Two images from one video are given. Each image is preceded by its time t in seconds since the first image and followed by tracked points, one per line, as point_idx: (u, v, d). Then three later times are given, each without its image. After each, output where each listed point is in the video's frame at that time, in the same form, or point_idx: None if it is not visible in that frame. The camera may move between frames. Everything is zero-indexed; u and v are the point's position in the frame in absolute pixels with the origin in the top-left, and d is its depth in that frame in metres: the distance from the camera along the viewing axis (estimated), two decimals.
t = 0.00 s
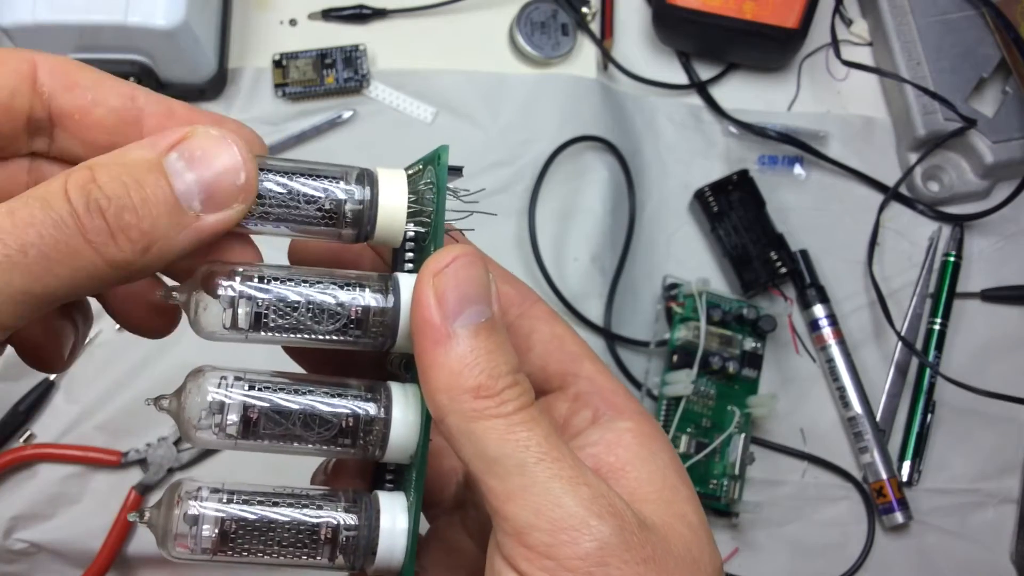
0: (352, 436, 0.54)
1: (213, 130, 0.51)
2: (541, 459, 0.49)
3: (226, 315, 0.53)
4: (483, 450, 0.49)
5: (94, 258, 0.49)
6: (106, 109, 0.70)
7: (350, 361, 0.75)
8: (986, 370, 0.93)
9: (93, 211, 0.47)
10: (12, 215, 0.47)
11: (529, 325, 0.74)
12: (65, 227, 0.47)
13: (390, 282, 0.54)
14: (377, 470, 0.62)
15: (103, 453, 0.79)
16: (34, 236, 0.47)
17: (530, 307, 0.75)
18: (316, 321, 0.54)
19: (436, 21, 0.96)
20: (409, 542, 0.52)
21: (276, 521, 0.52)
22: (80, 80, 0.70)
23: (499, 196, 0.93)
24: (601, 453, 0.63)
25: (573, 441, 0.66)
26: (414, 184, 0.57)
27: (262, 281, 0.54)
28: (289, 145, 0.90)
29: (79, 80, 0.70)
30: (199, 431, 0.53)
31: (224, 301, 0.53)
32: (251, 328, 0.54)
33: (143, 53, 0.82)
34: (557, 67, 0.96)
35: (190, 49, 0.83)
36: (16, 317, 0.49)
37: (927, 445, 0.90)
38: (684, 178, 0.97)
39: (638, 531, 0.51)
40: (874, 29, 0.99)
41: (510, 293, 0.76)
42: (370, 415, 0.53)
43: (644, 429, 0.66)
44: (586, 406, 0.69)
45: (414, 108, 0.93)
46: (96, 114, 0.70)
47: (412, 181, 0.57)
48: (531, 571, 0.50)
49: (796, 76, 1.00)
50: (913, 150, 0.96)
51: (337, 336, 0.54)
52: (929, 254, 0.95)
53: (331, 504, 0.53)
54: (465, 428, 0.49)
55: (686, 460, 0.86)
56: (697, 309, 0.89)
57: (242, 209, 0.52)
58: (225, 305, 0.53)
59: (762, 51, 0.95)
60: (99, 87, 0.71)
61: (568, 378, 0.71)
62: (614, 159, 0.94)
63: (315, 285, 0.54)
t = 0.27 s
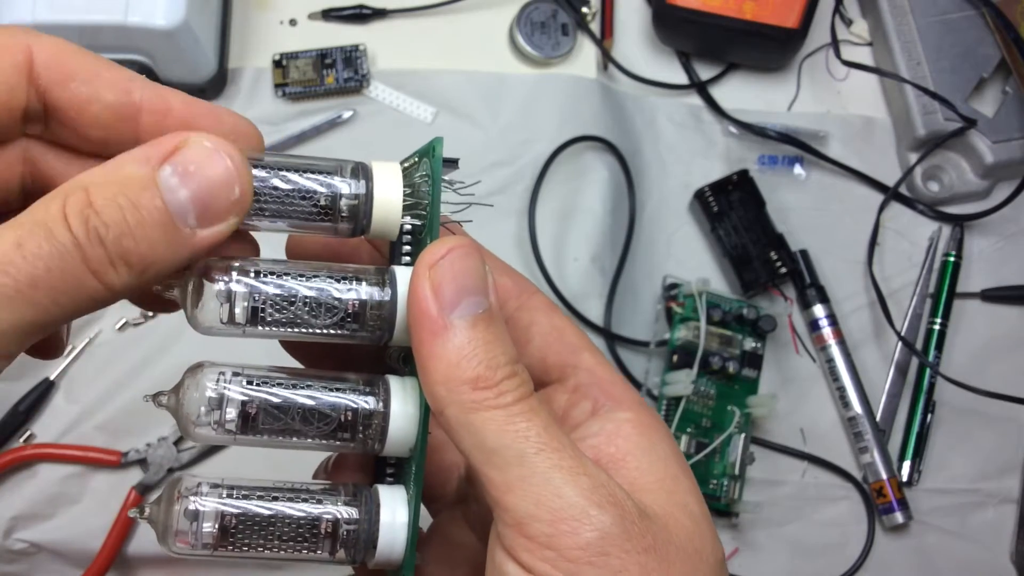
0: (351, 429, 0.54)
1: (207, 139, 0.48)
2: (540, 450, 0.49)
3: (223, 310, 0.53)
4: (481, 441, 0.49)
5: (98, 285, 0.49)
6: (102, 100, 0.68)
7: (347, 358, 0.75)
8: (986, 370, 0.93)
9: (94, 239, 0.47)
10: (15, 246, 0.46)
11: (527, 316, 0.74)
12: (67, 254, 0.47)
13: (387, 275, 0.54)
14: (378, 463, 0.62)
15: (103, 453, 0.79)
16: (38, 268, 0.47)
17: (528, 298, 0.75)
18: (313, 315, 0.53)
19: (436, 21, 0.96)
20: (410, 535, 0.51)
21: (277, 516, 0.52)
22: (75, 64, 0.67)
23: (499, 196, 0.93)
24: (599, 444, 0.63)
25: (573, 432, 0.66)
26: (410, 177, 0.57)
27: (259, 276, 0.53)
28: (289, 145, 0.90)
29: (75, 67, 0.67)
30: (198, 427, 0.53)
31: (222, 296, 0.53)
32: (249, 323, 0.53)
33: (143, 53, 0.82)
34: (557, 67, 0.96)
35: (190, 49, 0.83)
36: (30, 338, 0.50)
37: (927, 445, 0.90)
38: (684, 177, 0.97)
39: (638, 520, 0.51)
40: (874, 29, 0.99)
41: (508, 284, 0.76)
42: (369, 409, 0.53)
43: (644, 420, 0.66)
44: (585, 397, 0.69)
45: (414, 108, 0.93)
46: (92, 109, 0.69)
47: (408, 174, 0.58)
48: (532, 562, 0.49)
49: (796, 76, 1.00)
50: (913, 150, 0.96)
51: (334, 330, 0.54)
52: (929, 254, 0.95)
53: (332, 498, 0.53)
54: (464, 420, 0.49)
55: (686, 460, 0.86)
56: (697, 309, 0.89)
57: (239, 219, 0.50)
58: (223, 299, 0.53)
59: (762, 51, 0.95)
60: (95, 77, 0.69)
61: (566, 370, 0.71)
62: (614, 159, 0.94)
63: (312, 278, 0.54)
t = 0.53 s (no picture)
0: (350, 428, 0.54)
1: (204, 140, 0.48)
2: (542, 445, 0.49)
3: (220, 308, 0.53)
4: (482, 437, 0.49)
5: (97, 287, 0.49)
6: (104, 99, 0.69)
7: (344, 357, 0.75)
8: (985, 370, 0.93)
9: (93, 243, 0.47)
10: (14, 250, 0.46)
11: (525, 315, 0.74)
12: (67, 257, 0.47)
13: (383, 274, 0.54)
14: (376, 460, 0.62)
15: (103, 453, 0.79)
16: (38, 272, 0.47)
17: (527, 296, 0.75)
18: (311, 314, 0.53)
19: (435, 21, 0.96)
20: (409, 534, 0.51)
21: (276, 516, 0.52)
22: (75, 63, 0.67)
23: (498, 196, 0.93)
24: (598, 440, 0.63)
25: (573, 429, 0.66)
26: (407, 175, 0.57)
27: (256, 275, 0.53)
28: (289, 145, 0.90)
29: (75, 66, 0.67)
30: (196, 427, 0.52)
31: (219, 295, 0.53)
32: (246, 322, 0.53)
33: (143, 53, 0.82)
34: (557, 67, 0.96)
35: (190, 49, 0.83)
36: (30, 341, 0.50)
37: (927, 446, 0.90)
38: (684, 177, 0.97)
39: (641, 515, 0.51)
40: (874, 29, 0.99)
41: (504, 283, 0.75)
42: (367, 408, 0.53)
43: (644, 415, 0.66)
44: (583, 393, 0.69)
45: (414, 108, 0.93)
46: (93, 108, 0.69)
47: (406, 172, 0.58)
48: (535, 558, 0.49)
49: (796, 76, 1.00)
50: (913, 150, 0.96)
51: (333, 329, 0.54)
52: (929, 254, 0.95)
53: (330, 497, 0.53)
54: (465, 417, 0.49)
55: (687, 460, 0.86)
56: (697, 309, 0.89)
57: (237, 219, 0.50)
58: (220, 298, 0.53)
59: (762, 51, 0.95)
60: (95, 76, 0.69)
61: (565, 367, 0.71)
62: (614, 159, 0.94)
63: (309, 277, 0.54)
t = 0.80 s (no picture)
0: (342, 416, 0.54)
1: (138, 86, 0.48)
2: (535, 431, 0.49)
3: (213, 299, 0.53)
4: (476, 422, 0.49)
5: (67, 246, 0.48)
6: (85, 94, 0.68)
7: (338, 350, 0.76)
8: (985, 370, 0.93)
9: (50, 200, 0.46)
10: None
11: (515, 308, 0.74)
12: (30, 222, 0.46)
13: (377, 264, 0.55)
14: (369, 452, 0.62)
15: (103, 453, 0.79)
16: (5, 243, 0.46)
17: (516, 291, 0.75)
18: (303, 304, 0.53)
19: (436, 21, 0.96)
20: (402, 524, 0.51)
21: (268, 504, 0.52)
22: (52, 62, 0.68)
23: (498, 196, 0.93)
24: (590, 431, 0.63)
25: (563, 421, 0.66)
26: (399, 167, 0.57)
27: (249, 264, 0.53)
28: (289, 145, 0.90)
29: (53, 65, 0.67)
30: (189, 417, 0.53)
31: (211, 285, 0.53)
32: (239, 312, 0.53)
33: (143, 53, 0.82)
34: (557, 66, 0.96)
35: (190, 49, 0.83)
36: (20, 329, 0.49)
37: (927, 446, 0.90)
38: (684, 177, 0.97)
39: (633, 502, 0.51)
40: (874, 29, 0.99)
41: (496, 277, 0.76)
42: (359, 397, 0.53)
43: (634, 408, 0.66)
44: (573, 386, 0.69)
45: (414, 108, 0.93)
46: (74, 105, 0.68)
47: (398, 165, 0.57)
48: (527, 543, 0.49)
49: (796, 76, 1.00)
50: (913, 150, 0.96)
51: (325, 318, 0.54)
52: (929, 254, 0.95)
53: (323, 487, 0.53)
54: (458, 401, 0.49)
55: (686, 460, 0.86)
56: (697, 309, 0.89)
57: (191, 149, 0.49)
58: (212, 288, 0.53)
59: (762, 51, 0.95)
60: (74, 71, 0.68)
61: (554, 361, 0.71)
62: (614, 159, 0.94)
63: (301, 265, 0.54)
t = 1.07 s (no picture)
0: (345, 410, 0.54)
1: (171, 115, 0.48)
2: (537, 425, 0.49)
3: (216, 289, 0.53)
4: (478, 416, 0.49)
5: (94, 270, 0.48)
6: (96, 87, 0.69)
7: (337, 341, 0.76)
8: (985, 370, 0.93)
9: (83, 233, 0.47)
10: (12, 257, 0.46)
11: (517, 302, 0.74)
12: (61, 253, 0.47)
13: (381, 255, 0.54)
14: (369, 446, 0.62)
15: (103, 453, 0.79)
16: (38, 275, 0.47)
17: (517, 286, 0.75)
18: (306, 297, 0.53)
19: (436, 21, 0.96)
20: (402, 518, 0.52)
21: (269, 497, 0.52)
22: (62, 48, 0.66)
23: (498, 196, 0.93)
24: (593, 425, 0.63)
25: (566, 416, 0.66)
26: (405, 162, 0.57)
27: (253, 256, 0.53)
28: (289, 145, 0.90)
29: (63, 53, 0.66)
30: (191, 409, 0.53)
31: (214, 275, 0.53)
32: (241, 302, 0.53)
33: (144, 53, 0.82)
34: (557, 66, 0.96)
35: (190, 49, 0.83)
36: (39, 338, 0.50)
37: (927, 445, 0.90)
38: (684, 177, 0.97)
39: (635, 496, 0.51)
40: (874, 29, 0.99)
41: (498, 271, 0.76)
42: (363, 390, 0.53)
43: (637, 403, 0.66)
44: (575, 380, 0.69)
45: (414, 108, 0.93)
46: (84, 96, 0.69)
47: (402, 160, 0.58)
48: (529, 536, 0.49)
49: (796, 77, 1.00)
50: (913, 150, 0.96)
51: (328, 311, 0.54)
52: (929, 254, 0.95)
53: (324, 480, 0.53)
54: (460, 396, 0.49)
55: (687, 460, 0.86)
56: (697, 309, 0.89)
57: (218, 184, 0.50)
58: (215, 278, 0.53)
59: (762, 51, 0.95)
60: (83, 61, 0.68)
61: (555, 354, 0.72)
62: (614, 159, 0.94)
63: (304, 259, 0.54)
